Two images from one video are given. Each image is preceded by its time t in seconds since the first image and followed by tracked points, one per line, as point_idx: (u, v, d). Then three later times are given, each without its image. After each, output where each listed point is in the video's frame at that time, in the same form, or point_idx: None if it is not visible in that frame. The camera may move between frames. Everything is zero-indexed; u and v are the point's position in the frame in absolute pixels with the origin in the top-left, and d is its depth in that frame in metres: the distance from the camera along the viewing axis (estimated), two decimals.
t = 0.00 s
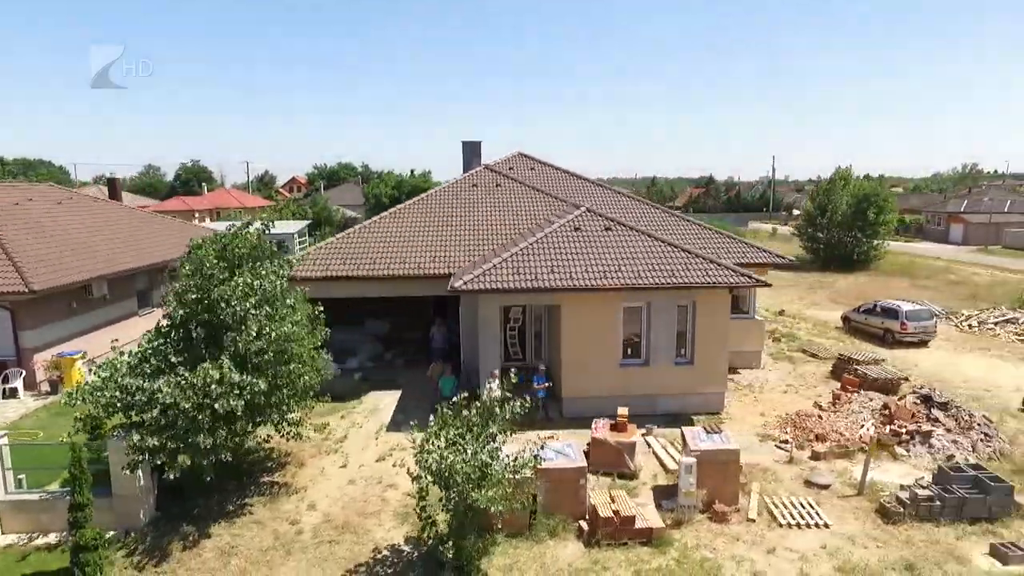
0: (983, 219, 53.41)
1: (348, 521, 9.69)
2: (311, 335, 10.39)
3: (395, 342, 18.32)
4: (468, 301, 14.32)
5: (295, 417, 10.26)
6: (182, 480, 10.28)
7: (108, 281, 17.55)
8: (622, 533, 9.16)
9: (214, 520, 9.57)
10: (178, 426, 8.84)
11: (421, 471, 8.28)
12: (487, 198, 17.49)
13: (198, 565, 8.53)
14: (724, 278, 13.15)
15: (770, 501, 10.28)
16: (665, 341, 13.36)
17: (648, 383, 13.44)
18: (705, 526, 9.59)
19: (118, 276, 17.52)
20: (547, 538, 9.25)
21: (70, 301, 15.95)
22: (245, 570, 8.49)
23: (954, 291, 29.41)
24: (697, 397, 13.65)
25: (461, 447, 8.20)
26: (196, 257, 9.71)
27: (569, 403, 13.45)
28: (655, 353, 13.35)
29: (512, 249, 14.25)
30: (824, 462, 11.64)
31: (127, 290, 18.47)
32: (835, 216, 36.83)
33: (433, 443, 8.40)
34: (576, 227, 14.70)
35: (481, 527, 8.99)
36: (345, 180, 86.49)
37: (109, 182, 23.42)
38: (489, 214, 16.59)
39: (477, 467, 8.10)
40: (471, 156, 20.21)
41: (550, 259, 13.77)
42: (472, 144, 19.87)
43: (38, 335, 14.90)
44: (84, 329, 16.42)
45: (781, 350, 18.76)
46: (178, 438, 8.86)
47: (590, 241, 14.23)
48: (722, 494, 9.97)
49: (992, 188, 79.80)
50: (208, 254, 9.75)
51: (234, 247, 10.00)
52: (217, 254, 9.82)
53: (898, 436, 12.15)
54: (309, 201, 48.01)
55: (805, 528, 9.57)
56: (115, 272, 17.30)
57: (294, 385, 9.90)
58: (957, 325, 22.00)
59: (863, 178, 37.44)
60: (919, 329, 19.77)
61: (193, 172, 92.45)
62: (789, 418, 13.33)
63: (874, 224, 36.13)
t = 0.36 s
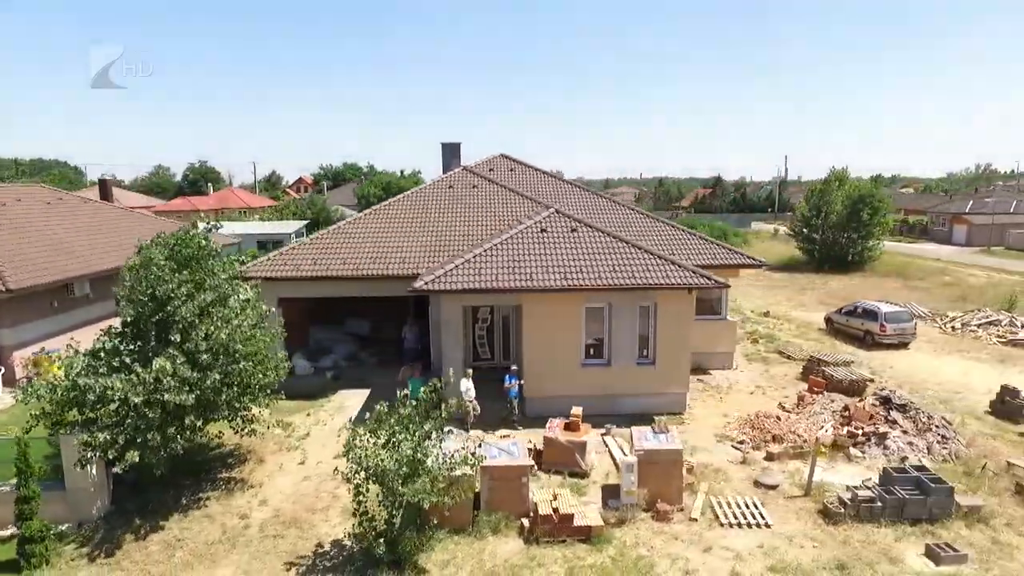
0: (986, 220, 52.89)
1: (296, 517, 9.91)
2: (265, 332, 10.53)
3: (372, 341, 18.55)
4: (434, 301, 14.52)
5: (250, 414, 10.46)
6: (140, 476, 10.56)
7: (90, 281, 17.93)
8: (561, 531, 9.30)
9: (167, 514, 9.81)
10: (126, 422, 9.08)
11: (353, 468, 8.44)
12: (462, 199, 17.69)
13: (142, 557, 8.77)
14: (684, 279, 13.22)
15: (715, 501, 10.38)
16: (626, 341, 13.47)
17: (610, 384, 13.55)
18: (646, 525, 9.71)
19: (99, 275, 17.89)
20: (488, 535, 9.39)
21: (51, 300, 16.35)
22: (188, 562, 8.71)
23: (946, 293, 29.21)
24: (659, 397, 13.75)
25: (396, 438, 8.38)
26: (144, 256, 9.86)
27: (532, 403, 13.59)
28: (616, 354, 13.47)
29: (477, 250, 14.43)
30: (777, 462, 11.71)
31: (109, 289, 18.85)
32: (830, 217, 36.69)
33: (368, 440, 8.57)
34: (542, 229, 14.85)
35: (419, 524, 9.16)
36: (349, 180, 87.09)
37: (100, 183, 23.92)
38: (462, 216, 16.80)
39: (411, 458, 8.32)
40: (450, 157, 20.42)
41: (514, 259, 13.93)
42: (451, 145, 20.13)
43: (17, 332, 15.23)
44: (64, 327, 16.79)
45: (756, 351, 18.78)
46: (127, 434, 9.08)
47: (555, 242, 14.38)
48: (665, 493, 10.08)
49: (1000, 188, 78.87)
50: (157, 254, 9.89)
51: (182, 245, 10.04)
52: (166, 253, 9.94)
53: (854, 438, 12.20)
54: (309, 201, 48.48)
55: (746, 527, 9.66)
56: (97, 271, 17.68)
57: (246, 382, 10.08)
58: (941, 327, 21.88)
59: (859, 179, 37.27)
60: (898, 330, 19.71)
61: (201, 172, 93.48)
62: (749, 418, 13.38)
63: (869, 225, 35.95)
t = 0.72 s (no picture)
0: (997, 221, 52.05)
1: (251, 511, 10.19)
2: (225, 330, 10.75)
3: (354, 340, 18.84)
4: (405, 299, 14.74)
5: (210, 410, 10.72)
6: (105, 470, 10.87)
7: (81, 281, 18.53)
8: (503, 528, 9.47)
9: (127, 506, 10.11)
10: (84, 417, 9.32)
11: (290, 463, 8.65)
12: (442, 200, 17.90)
13: (95, 548, 9.06)
14: (647, 280, 13.25)
15: (664, 501, 10.47)
16: (592, 342, 13.57)
17: (576, 384, 13.67)
18: (592, 524, 9.82)
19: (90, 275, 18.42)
20: (435, 531, 9.56)
21: (40, 298, 16.86)
22: (139, 553, 8.99)
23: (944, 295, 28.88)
24: (626, 398, 13.84)
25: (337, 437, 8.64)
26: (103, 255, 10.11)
27: (499, 402, 13.75)
28: (582, 354, 13.57)
29: (446, 250, 14.63)
30: (735, 464, 11.75)
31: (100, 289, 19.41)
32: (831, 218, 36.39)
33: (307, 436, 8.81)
34: (513, 229, 14.98)
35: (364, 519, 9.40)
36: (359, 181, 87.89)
37: (98, 184, 24.47)
38: (440, 216, 17.01)
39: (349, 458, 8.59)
40: (435, 158, 20.63)
41: (482, 260, 14.08)
42: (435, 146, 20.35)
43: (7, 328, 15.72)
44: (53, 325, 17.31)
45: (736, 353, 18.77)
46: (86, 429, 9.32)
47: (524, 243, 14.50)
48: (612, 493, 10.20)
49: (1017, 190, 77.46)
50: (115, 253, 10.15)
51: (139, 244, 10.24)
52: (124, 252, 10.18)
53: (815, 440, 12.20)
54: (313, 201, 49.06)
55: (690, 528, 9.74)
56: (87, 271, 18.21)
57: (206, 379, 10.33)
58: (930, 330, 21.67)
59: (860, 179, 36.93)
60: (883, 333, 19.55)
61: (214, 172, 95.09)
62: (715, 419, 13.40)
63: (869, 226, 35.61)
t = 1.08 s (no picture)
0: (999, 222, 51.56)
1: (202, 506, 10.40)
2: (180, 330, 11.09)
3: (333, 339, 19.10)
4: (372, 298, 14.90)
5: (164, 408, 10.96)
6: (64, 466, 11.09)
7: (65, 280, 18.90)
8: (444, 524, 9.62)
9: (82, 500, 10.31)
10: (36, 413, 9.46)
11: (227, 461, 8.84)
12: (416, 200, 18.06)
13: (44, 541, 9.29)
14: (605, 281, 13.33)
15: (609, 500, 10.57)
16: (553, 342, 13.69)
17: (538, 383, 13.79)
18: (534, 522, 9.94)
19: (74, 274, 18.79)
20: (377, 527, 9.73)
21: (23, 296, 17.20)
22: (87, 546, 9.22)
23: (933, 296, 28.72)
24: (588, 398, 13.95)
25: (270, 436, 8.80)
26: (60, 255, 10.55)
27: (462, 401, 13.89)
28: (543, 354, 13.70)
29: (410, 251, 14.79)
30: (687, 464, 11.83)
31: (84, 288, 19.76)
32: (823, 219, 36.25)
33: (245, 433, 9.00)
34: (478, 230, 15.12)
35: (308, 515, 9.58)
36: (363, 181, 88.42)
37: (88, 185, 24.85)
38: (412, 217, 17.18)
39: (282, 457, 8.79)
40: (415, 159, 20.82)
41: (445, 259, 14.21)
42: (414, 147, 20.54)
43: None
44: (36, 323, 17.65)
45: (710, 354, 18.81)
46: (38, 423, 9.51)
47: (489, 244, 14.62)
48: (555, 491, 10.35)
49: None
50: (72, 254, 10.60)
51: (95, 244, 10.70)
52: (81, 253, 10.63)
53: (770, 440, 12.25)
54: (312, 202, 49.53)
55: (631, 526, 9.83)
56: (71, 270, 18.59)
57: (161, 377, 10.59)
58: (911, 332, 21.59)
59: (854, 180, 36.76)
60: (859, 334, 19.52)
61: (220, 173, 96.18)
62: (674, 419, 13.46)
63: (862, 227, 35.44)
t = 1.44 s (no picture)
0: (1008, 223, 50.77)
1: (162, 499, 10.66)
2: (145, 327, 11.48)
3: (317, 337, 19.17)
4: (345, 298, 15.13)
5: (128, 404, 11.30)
6: (33, 458, 11.41)
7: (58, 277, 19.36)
8: (391, 520, 9.78)
9: (47, 492, 10.64)
10: None
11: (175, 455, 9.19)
12: (396, 201, 18.27)
13: (4, 530, 9.59)
14: (569, 280, 13.42)
15: (559, 498, 10.68)
16: (519, 342, 13.84)
17: (504, 383, 13.96)
18: (482, 519, 10.08)
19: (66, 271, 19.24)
20: (327, 522, 9.93)
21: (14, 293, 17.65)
22: (44, 536, 9.50)
23: (929, 298, 28.41)
24: (554, 398, 14.08)
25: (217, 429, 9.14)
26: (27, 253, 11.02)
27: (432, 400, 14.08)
28: (509, 354, 13.86)
29: (381, 250, 14.96)
30: (644, 464, 11.90)
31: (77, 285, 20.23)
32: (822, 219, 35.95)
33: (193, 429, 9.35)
34: (449, 231, 15.27)
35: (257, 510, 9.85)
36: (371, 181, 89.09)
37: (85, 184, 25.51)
38: (390, 217, 17.37)
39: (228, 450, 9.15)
40: (399, 160, 21.03)
41: (415, 260, 14.38)
42: (399, 149, 20.76)
43: None
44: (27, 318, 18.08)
45: (689, 355, 18.82)
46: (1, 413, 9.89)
47: (459, 244, 14.76)
48: (506, 489, 10.49)
49: None
50: (39, 252, 11.03)
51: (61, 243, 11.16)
52: (47, 252, 11.08)
53: (729, 442, 12.29)
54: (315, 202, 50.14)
55: (576, 525, 9.94)
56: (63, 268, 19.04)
57: (122, 373, 10.93)
58: (897, 334, 21.41)
59: (853, 180, 36.43)
60: (841, 336, 19.40)
61: (232, 173, 97.50)
62: (638, 419, 13.52)
63: (861, 228, 35.11)
